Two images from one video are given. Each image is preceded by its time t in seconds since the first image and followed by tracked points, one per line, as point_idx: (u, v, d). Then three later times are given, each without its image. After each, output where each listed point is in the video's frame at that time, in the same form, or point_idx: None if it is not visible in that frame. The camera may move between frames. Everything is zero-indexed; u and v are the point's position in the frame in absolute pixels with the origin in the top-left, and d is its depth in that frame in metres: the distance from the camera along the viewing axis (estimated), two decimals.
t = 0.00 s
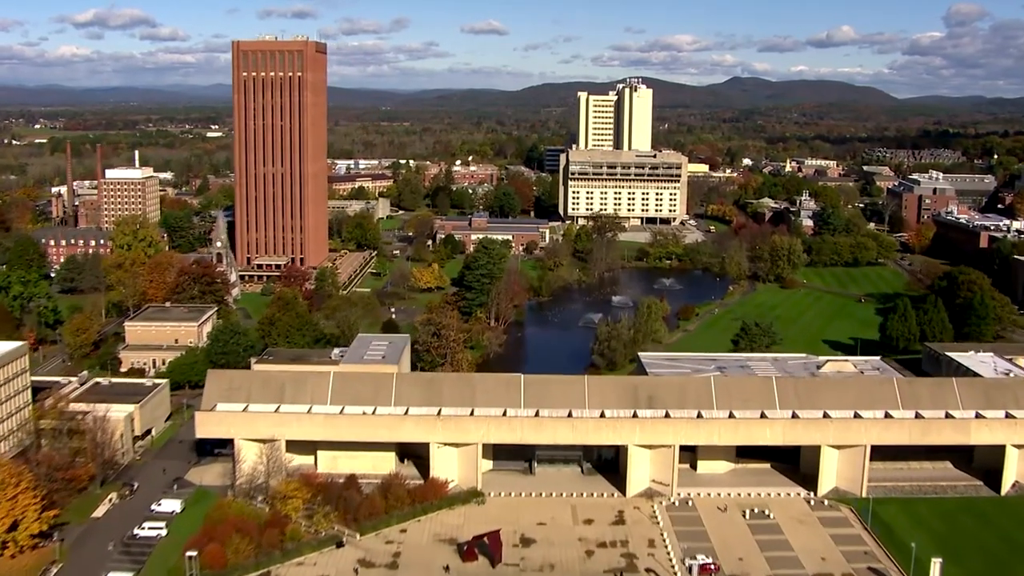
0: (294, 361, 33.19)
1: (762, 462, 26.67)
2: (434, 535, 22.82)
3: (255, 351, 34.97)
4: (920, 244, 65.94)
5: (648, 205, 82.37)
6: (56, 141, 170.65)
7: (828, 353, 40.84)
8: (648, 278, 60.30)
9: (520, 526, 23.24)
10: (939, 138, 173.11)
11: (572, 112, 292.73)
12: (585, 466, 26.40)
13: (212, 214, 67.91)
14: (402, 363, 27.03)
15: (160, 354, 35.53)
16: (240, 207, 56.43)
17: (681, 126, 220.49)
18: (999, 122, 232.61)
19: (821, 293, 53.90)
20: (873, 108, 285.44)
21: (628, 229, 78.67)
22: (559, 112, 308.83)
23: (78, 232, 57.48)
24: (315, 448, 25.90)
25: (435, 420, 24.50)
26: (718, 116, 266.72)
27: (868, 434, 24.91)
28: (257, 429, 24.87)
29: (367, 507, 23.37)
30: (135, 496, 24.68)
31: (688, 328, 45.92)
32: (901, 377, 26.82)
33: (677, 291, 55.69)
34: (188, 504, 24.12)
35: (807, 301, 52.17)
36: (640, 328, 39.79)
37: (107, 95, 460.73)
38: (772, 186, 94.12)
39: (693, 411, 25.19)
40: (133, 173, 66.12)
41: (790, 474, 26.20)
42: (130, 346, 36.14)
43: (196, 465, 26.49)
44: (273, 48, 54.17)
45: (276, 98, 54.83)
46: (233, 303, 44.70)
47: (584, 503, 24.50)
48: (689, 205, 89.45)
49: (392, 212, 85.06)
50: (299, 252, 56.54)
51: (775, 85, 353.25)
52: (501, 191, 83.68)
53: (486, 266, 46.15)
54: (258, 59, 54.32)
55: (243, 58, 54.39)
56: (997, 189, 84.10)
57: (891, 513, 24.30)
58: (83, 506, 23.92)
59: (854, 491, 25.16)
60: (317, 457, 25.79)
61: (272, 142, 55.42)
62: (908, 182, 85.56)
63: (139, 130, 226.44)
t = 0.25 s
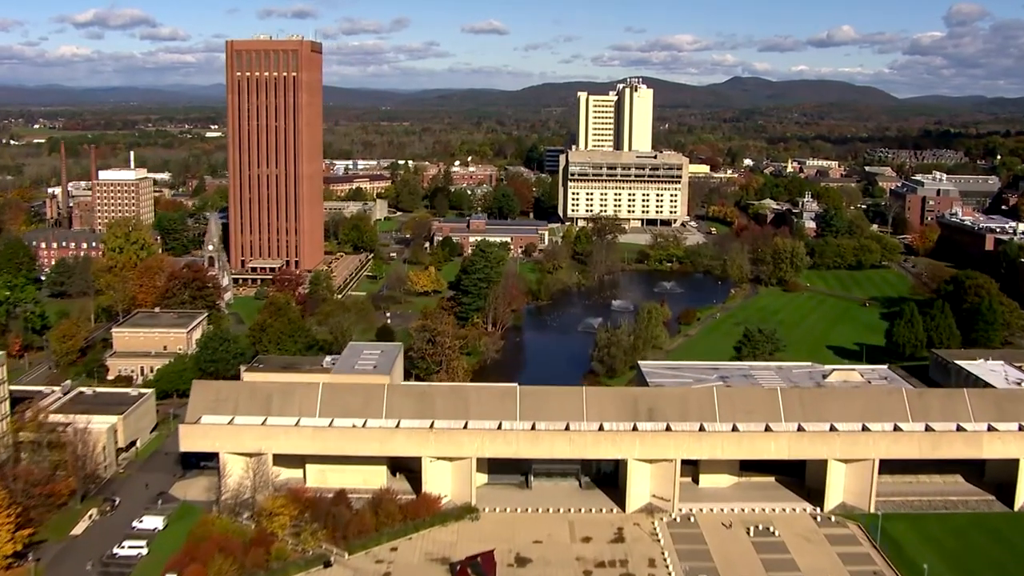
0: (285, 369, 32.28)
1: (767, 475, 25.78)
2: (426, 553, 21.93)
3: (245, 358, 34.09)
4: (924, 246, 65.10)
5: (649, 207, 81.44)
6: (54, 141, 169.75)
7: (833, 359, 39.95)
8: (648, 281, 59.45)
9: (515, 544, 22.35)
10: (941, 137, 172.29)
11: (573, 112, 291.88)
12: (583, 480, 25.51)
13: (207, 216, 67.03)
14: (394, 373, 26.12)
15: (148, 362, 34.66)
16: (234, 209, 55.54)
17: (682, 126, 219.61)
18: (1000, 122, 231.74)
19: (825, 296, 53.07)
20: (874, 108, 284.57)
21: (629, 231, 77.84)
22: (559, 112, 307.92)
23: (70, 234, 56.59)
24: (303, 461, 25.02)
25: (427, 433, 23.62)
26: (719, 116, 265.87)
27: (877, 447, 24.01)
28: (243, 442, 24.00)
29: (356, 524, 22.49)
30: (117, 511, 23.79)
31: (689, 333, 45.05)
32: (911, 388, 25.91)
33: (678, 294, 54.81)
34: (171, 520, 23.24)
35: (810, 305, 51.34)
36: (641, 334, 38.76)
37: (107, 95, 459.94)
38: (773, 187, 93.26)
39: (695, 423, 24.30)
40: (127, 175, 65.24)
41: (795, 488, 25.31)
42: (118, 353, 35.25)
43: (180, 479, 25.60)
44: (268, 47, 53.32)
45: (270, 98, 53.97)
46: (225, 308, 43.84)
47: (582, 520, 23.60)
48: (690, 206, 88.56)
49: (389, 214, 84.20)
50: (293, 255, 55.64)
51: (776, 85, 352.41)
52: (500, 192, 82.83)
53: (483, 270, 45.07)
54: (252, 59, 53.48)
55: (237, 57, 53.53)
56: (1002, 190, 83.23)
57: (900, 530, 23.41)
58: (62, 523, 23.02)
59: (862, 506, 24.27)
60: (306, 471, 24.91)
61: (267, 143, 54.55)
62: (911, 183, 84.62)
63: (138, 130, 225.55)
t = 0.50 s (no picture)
0: (273, 380, 31.21)
1: (771, 491, 24.75)
2: None
3: (232, 367, 33.05)
4: (928, 249, 64.07)
5: (649, 208, 80.45)
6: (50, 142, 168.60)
7: (838, 366, 38.93)
8: (648, 285, 58.43)
9: (508, 566, 21.29)
10: (943, 138, 171.26)
11: (573, 113, 290.86)
12: (580, 497, 24.47)
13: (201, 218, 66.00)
14: (383, 385, 25.07)
15: (133, 370, 33.64)
16: (226, 212, 54.51)
17: (682, 126, 218.51)
18: (1002, 122, 230.70)
19: (828, 300, 52.13)
20: (875, 108, 283.54)
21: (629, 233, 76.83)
22: (559, 112, 306.87)
23: (59, 237, 55.55)
24: (289, 477, 23.99)
25: (416, 450, 22.59)
26: (720, 116, 264.78)
27: (887, 464, 22.98)
28: (225, 459, 22.99)
29: (342, 545, 21.47)
30: (93, 531, 22.73)
31: (690, 339, 44.06)
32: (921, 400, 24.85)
33: (679, 299, 53.77)
34: (149, 541, 22.19)
35: (814, 309, 50.35)
36: (640, 341, 37.65)
37: (106, 95, 458.91)
38: (775, 189, 92.20)
39: (696, 439, 23.27)
40: (119, 176, 64.17)
41: (801, 505, 24.27)
42: (102, 361, 34.21)
43: (161, 496, 24.55)
44: (261, 47, 52.30)
45: (263, 99, 52.95)
46: (216, 314, 42.81)
47: (579, 540, 22.55)
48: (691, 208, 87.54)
49: (386, 216, 83.15)
50: (287, 258, 54.63)
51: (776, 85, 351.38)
52: (498, 193, 81.82)
53: (479, 274, 43.67)
54: (244, 58, 52.45)
55: (229, 57, 52.50)
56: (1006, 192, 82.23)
57: (912, 550, 22.32)
58: (35, 544, 21.95)
59: (871, 525, 23.22)
60: (291, 488, 23.87)
61: (260, 144, 53.53)
62: (915, 184, 83.58)
63: (137, 130, 224.56)
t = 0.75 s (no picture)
0: (261, 389, 30.27)
1: (775, 506, 23.86)
2: None
3: (220, 376, 32.16)
4: (932, 251, 63.19)
5: (649, 210, 79.57)
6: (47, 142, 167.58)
7: (842, 373, 38.03)
8: (648, 288, 57.57)
9: None
10: (945, 138, 170.33)
11: (573, 113, 289.94)
12: (576, 513, 23.60)
13: (195, 220, 65.11)
14: (373, 397, 24.16)
15: (119, 379, 32.75)
16: (219, 214, 53.63)
17: (683, 126, 217.55)
18: (1004, 122, 229.89)
19: (831, 304, 51.26)
20: (876, 108, 282.64)
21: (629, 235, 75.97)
22: (559, 112, 305.94)
23: (50, 239, 54.65)
24: (274, 493, 23.12)
25: (406, 465, 21.71)
26: (720, 116, 263.87)
27: (895, 479, 22.09)
28: (208, 474, 22.10)
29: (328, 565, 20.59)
30: (69, 550, 21.83)
31: (691, 344, 43.19)
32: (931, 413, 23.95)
33: (679, 303, 52.91)
34: (128, 560, 21.31)
35: (816, 313, 49.50)
36: (640, 347, 36.70)
37: (106, 95, 458.01)
38: (776, 190, 91.29)
39: (698, 454, 22.37)
40: (111, 178, 63.22)
41: (806, 522, 23.38)
42: (87, 369, 33.32)
43: (142, 511, 23.66)
44: (254, 46, 51.45)
45: (257, 99, 52.08)
46: (206, 319, 41.89)
47: (575, 559, 21.68)
48: (691, 209, 86.67)
49: (384, 217, 82.27)
50: (281, 261, 53.73)
51: (777, 85, 350.50)
52: (496, 195, 80.96)
53: (474, 278, 42.56)
54: (238, 58, 51.61)
55: (222, 57, 51.66)
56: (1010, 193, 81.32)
57: (921, 570, 21.44)
58: (8, 563, 21.05)
59: (878, 543, 22.34)
60: (277, 504, 23.00)
61: (253, 145, 52.67)
62: (918, 185, 82.68)
63: (136, 129, 223.62)
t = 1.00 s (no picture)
0: (247, 400, 29.27)
1: (779, 525, 22.82)
2: None
3: (205, 385, 31.15)
4: (937, 255, 62.18)
5: (650, 212, 78.61)
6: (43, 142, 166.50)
7: (848, 381, 37.02)
8: (648, 292, 56.59)
9: None
10: (947, 138, 169.31)
11: (573, 113, 288.94)
12: (572, 532, 22.56)
13: (187, 222, 64.08)
14: (360, 411, 23.17)
15: (101, 388, 31.72)
16: (211, 217, 52.64)
17: (683, 126, 216.55)
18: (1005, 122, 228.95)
19: (835, 310, 50.34)
20: (877, 108, 281.68)
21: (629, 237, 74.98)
22: (559, 112, 304.96)
23: (39, 242, 53.60)
24: (256, 511, 22.09)
25: (392, 484, 20.68)
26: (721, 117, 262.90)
27: (905, 499, 21.05)
28: (185, 493, 21.08)
29: None
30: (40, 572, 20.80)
31: (692, 351, 42.23)
32: (942, 429, 22.92)
33: (679, 308, 51.93)
34: None
35: (820, 319, 48.53)
36: (639, 355, 35.63)
37: (105, 95, 456.99)
38: (778, 192, 90.27)
39: (698, 472, 21.35)
40: (102, 179, 62.06)
41: (813, 542, 22.33)
42: (69, 378, 32.29)
43: (118, 530, 22.63)
44: (246, 46, 50.46)
45: (249, 99, 51.08)
46: (195, 325, 40.85)
47: None
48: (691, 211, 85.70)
49: (380, 219, 81.21)
50: (274, 264, 52.71)
51: (777, 85, 349.56)
52: (494, 196, 79.98)
53: (470, 284, 41.42)
54: (230, 58, 50.62)
55: (214, 57, 50.67)
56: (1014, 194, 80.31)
57: None
58: None
59: (888, 565, 21.28)
60: (259, 523, 21.97)
61: (246, 146, 51.66)
62: (921, 187, 81.72)
63: (134, 129, 222.53)
